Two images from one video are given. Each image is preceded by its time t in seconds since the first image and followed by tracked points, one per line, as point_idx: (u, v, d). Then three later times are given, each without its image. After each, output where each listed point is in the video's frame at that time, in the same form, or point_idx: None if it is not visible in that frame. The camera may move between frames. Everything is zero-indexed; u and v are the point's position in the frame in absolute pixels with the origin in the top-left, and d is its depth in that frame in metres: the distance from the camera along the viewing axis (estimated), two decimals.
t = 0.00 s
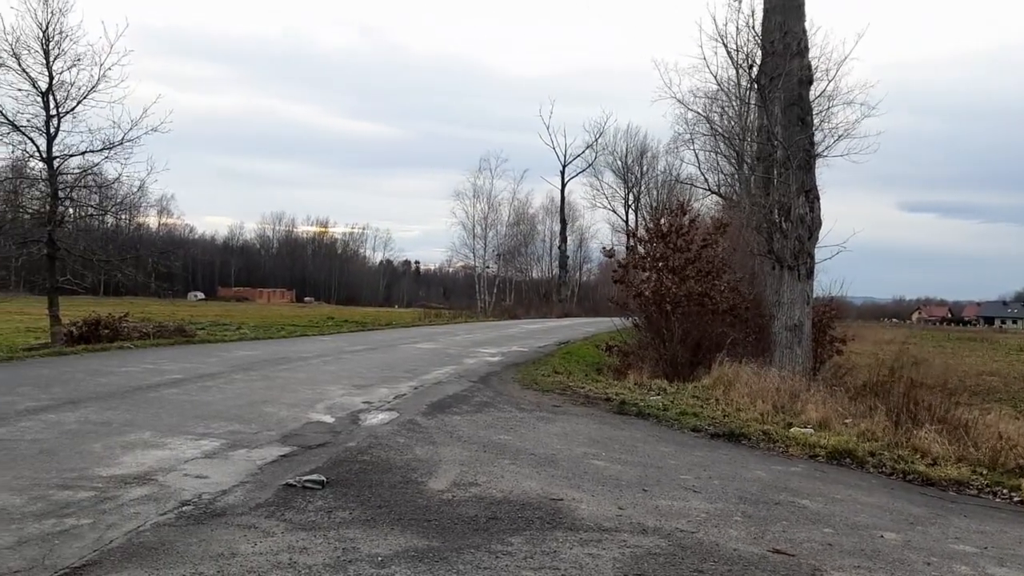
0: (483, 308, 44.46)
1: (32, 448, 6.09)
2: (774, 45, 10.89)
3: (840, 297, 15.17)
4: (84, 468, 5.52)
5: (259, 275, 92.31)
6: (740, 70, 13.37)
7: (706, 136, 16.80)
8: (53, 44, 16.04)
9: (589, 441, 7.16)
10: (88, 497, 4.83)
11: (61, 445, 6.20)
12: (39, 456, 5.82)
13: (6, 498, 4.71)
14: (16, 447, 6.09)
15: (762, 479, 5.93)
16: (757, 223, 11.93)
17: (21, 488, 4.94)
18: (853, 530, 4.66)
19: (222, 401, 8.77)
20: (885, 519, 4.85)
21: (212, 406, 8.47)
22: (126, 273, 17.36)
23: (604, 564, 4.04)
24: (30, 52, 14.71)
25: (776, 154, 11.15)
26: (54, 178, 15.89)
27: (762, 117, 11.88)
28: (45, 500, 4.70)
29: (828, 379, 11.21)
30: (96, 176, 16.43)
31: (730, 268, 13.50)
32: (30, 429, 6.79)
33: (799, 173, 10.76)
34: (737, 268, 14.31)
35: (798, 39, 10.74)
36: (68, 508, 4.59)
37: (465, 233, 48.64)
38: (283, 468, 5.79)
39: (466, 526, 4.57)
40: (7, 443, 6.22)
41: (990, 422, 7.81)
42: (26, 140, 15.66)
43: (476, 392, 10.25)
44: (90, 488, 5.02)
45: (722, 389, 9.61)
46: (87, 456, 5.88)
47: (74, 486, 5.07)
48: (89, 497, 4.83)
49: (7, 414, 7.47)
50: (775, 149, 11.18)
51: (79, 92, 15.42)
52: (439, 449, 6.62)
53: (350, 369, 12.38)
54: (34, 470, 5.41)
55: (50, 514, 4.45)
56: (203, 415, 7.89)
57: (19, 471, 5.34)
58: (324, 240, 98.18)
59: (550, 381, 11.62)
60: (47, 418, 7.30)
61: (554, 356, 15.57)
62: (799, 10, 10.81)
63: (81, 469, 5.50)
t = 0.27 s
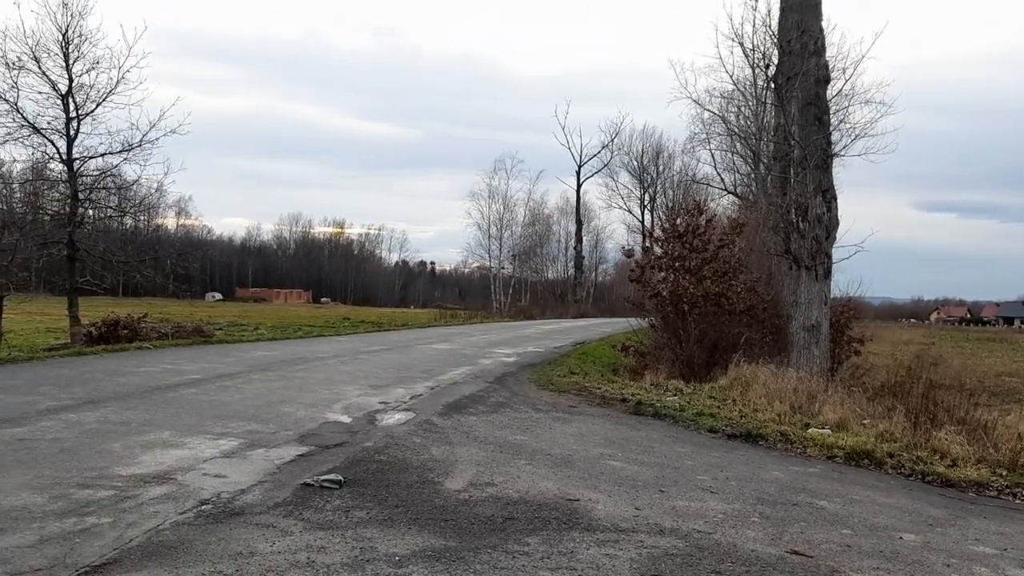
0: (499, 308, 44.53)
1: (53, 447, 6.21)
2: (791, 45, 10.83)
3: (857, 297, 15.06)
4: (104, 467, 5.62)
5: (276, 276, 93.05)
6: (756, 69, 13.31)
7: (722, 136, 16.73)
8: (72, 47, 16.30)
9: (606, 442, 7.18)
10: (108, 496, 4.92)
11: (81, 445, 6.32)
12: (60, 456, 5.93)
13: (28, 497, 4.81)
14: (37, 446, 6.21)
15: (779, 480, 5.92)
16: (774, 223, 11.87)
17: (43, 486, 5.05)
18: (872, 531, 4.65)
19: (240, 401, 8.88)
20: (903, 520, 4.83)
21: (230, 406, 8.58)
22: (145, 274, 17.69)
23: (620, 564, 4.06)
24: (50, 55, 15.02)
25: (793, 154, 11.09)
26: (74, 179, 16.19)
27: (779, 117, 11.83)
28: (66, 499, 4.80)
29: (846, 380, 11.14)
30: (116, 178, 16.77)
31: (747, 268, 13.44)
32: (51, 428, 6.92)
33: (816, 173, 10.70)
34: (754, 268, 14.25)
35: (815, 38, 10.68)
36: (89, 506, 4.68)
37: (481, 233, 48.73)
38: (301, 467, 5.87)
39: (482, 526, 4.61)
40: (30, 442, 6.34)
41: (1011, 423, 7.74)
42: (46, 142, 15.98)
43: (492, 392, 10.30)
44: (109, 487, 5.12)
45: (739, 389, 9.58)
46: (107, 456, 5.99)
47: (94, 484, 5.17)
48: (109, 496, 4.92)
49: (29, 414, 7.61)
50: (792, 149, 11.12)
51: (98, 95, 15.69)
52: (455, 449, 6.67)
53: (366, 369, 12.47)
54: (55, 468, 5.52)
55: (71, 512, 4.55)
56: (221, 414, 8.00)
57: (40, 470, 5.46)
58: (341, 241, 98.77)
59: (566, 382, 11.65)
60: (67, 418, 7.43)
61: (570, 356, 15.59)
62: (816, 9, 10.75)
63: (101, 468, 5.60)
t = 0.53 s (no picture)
0: (516, 309, 44.58)
1: (76, 446, 6.35)
2: (810, 44, 10.76)
3: (877, 297, 14.92)
4: (126, 467, 5.74)
5: (295, 277, 93.81)
6: (775, 68, 13.22)
7: (741, 135, 16.63)
8: (93, 50, 16.60)
9: (624, 443, 7.20)
10: (130, 495, 5.02)
11: (103, 444, 6.45)
12: (84, 455, 6.06)
13: (53, 495, 4.92)
14: (61, 445, 6.35)
15: (799, 481, 5.91)
16: (793, 223, 11.80)
17: (66, 485, 5.16)
18: (892, 533, 4.63)
19: (260, 401, 9.00)
20: (924, 522, 4.80)
21: (250, 406, 8.70)
22: (165, 275, 17.95)
23: (639, 565, 4.08)
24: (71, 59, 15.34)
25: (812, 153, 11.01)
26: (95, 182, 16.48)
27: (798, 116, 11.75)
28: (89, 498, 4.90)
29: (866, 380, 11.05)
30: (136, 180, 17.03)
31: (765, 268, 13.36)
32: (75, 428, 7.07)
33: (835, 173, 10.62)
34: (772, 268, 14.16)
35: (834, 36, 10.60)
36: (111, 505, 4.78)
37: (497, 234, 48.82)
38: (321, 467, 5.95)
39: (501, 526, 4.65)
40: (54, 441, 6.48)
41: None
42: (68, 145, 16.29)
43: (509, 393, 10.35)
44: (131, 487, 5.22)
45: (758, 390, 9.54)
46: (129, 456, 6.11)
47: (116, 484, 5.28)
48: (131, 495, 5.02)
49: (53, 413, 7.77)
50: (811, 148, 11.04)
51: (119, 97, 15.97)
52: (473, 450, 6.73)
53: (384, 370, 12.57)
54: (78, 468, 5.64)
55: (94, 511, 4.65)
56: (241, 415, 8.12)
57: (64, 469, 5.58)
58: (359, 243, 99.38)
59: (584, 382, 11.66)
60: (90, 418, 7.58)
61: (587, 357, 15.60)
62: (835, 7, 10.68)
63: (124, 467, 5.71)
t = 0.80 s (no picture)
0: (530, 309, 44.59)
1: (93, 448, 6.45)
2: (824, 42, 10.70)
3: (893, 297, 14.80)
4: (143, 468, 5.83)
5: (310, 279, 94.38)
6: (789, 67, 13.15)
7: (755, 135, 16.55)
8: (109, 54, 16.82)
9: (639, 444, 7.20)
10: (147, 496, 5.10)
11: (121, 446, 6.55)
12: (102, 456, 6.15)
13: (71, 496, 5.00)
14: (78, 447, 6.45)
15: (815, 482, 5.88)
16: (808, 223, 11.73)
17: (84, 486, 5.25)
18: (909, 534, 4.61)
19: (275, 402, 9.09)
20: (941, 523, 4.77)
21: (266, 407, 8.79)
22: (181, 277, 18.12)
23: (655, 566, 4.09)
24: (88, 63, 15.52)
25: (826, 152, 10.94)
26: (112, 184, 16.56)
27: (812, 115, 11.68)
28: (107, 499, 4.98)
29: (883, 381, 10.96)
30: (151, 183, 17.16)
31: (780, 268, 13.29)
32: (92, 429, 7.18)
33: (850, 172, 10.55)
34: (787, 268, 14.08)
35: (848, 35, 10.54)
36: (128, 506, 4.85)
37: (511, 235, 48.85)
38: (336, 468, 6.01)
39: (516, 527, 4.68)
40: (72, 443, 6.59)
41: None
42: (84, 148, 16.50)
43: (524, 393, 10.37)
44: (148, 488, 5.30)
45: (773, 391, 9.50)
46: (147, 457, 6.20)
47: (133, 485, 5.36)
48: (148, 497, 5.10)
49: (71, 415, 7.90)
50: (825, 147, 10.98)
51: (134, 101, 16.15)
52: (488, 450, 6.76)
53: (398, 371, 12.64)
54: (96, 469, 5.73)
55: (113, 512, 4.72)
56: (257, 416, 8.21)
57: (82, 470, 5.67)
58: (373, 245, 99.82)
59: (598, 383, 11.65)
60: (108, 419, 7.70)
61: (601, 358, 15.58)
62: (849, 5, 10.60)
63: (141, 469, 5.80)
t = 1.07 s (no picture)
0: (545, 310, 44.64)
1: (114, 449, 6.57)
2: (840, 41, 10.64)
3: (911, 296, 14.66)
4: (164, 469, 5.94)
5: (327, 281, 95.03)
6: (805, 66, 13.06)
7: (771, 134, 16.47)
8: (127, 58, 17.08)
9: (656, 444, 7.21)
10: (166, 497, 5.19)
11: (141, 447, 6.67)
12: (122, 458, 6.27)
13: (92, 497, 5.10)
14: (99, 448, 6.58)
15: (834, 483, 5.85)
16: (825, 222, 11.66)
17: (104, 487, 5.35)
18: (928, 535, 4.59)
19: (293, 403, 9.19)
20: (961, 524, 4.75)
21: (284, 408, 8.90)
22: (199, 279, 18.39)
23: (673, 567, 4.10)
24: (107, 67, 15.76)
25: (843, 151, 10.88)
26: (130, 187, 16.89)
27: (828, 114, 11.61)
28: (127, 500, 5.07)
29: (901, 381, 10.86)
30: (169, 185, 17.42)
31: (797, 268, 13.22)
32: (112, 431, 7.31)
33: (866, 171, 10.49)
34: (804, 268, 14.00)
35: (865, 33, 10.46)
36: (148, 507, 4.94)
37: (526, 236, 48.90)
38: (354, 469, 6.08)
39: (534, 528, 4.71)
40: (92, 444, 6.71)
41: None
42: (103, 151, 16.79)
43: (540, 394, 10.40)
44: (168, 488, 5.40)
45: (791, 391, 9.47)
46: (166, 458, 6.31)
47: (153, 486, 5.46)
48: (167, 497, 5.19)
49: (91, 417, 8.04)
50: (842, 146, 10.91)
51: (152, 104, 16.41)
52: (504, 451, 6.81)
53: (414, 372, 12.74)
54: (116, 470, 5.84)
55: (133, 513, 4.82)
56: (274, 417, 8.31)
57: (102, 471, 5.78)
58: (389, 246, 100.32)
59: (614, 384, 11.65)
60: (128, 421, 7.84)
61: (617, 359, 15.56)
62: (865, 3, 10.53)
63: (160, 470, 5.90)
